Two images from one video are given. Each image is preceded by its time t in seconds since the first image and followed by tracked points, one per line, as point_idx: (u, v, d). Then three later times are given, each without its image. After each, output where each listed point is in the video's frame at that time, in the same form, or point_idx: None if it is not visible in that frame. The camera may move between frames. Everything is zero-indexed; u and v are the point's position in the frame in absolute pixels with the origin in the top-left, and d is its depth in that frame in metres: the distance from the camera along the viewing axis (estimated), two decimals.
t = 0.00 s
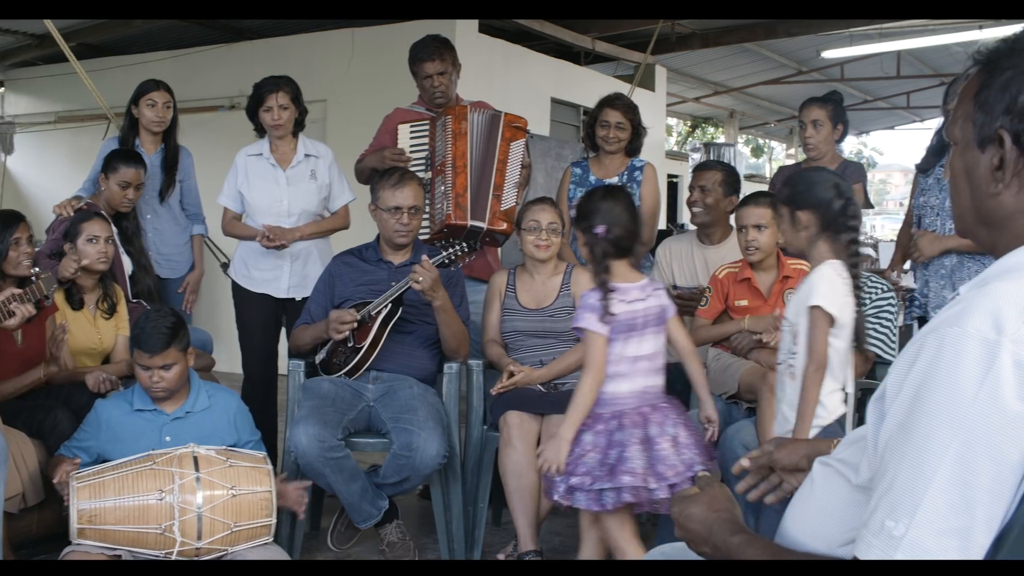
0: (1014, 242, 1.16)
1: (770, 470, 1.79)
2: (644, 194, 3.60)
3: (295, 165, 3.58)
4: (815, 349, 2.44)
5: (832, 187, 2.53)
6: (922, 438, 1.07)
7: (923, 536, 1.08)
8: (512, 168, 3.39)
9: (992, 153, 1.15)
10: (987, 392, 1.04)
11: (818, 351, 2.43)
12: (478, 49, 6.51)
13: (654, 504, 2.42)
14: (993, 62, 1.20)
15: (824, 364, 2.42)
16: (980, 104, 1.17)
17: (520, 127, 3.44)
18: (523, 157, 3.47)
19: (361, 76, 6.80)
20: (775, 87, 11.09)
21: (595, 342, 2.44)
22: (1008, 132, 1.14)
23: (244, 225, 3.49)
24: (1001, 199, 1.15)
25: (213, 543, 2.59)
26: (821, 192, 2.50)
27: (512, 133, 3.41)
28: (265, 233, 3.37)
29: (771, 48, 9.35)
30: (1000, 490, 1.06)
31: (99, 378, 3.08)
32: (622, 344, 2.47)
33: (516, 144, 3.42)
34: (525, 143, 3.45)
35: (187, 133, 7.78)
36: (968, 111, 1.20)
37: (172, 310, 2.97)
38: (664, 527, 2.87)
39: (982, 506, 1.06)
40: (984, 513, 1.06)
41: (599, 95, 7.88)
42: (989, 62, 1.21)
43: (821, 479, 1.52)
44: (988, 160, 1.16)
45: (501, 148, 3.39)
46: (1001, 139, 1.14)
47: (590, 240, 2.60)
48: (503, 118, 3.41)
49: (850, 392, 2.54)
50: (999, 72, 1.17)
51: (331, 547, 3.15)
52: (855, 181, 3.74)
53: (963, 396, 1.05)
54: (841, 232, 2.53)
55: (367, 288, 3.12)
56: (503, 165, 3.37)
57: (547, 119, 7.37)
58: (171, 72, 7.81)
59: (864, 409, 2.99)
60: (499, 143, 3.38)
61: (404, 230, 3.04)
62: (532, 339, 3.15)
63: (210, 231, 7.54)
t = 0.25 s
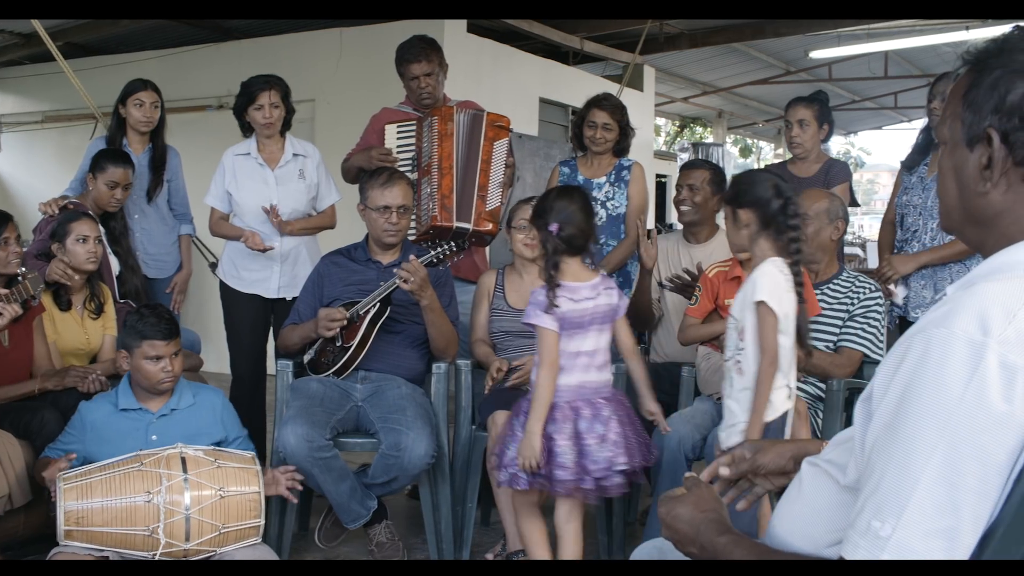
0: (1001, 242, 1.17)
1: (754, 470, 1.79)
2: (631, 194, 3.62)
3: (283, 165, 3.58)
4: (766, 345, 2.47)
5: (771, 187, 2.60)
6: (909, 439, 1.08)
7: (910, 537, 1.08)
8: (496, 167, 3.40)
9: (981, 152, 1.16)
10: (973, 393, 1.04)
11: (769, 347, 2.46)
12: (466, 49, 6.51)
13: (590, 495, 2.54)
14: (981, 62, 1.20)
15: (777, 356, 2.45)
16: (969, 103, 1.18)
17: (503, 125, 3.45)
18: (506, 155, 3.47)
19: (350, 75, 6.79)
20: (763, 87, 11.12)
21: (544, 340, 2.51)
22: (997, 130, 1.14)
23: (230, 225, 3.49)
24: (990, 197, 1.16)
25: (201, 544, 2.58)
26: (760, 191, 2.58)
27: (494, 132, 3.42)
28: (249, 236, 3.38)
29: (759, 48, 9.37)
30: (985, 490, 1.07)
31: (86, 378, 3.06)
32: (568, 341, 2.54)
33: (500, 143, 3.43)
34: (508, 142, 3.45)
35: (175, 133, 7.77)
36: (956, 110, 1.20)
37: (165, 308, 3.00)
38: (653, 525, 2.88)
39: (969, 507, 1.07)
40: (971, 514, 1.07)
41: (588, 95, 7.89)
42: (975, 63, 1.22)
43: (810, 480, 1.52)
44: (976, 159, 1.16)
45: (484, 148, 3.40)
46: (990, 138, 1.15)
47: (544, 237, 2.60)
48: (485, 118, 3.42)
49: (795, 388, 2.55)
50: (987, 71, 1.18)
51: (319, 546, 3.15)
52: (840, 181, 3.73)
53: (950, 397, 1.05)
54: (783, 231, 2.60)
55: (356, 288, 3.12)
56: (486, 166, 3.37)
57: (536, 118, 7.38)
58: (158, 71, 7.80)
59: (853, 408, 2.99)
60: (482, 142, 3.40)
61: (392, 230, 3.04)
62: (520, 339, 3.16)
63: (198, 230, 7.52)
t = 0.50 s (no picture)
0: (989, 241, 1.19)
1: (746, 478, 1.78)
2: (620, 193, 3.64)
3: (272, 165, 3.58)
4: (696, 339, 2.45)
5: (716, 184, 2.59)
6: (895, 439, 1.08)
7: (897, 538, 1.08)
8: (479, 165, 3.39)
9: (968, 152, 1.17)
10: (960, 394, 1.05)
11: (698, 340, 2.44)
12: (455, 49, 6.51)
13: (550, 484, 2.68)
14: (968, 61, 1.19)
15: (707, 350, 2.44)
16: (955, 103, 1.18)
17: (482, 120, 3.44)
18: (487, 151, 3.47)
19: (339, 75, 6.79)
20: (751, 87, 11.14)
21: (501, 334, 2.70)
22: (983, 131, 1.16)
23: (220, 224, 3.49)
24: (977, 197, 1.18)
25: (187, 545, 2.58)
26: (704, 187, 2.58)
27: (473, 129, 3.41)
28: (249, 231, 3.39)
29: (748, 48, 9.39)
30: (971, 491, 1.07)
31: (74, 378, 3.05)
32: (524, 336, 2.72)
33: (479, 139, 3.42)
34: (488, 137, 3.45)
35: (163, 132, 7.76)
36: (943, 109, 1.20)
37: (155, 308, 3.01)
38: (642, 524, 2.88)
39: (955, 507, 1.08)
40: (957, 514, 1.08)
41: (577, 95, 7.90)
42: (960, 62, 1.21)
43: (799, 479, 1.52)
44: (963, 159, 1.18)
45: (465, 145, 3.38)
46: (976, 139, 1.16)
47: (515, 237, 2.77)
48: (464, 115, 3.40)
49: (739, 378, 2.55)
50: (973, 70, 1.18)
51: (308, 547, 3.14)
52: (828, 179, 3.77)
53: (937, 397, 1.06)
54: (727, 226, 2.56)
55: (344, 288, 3.12)
56: (469, 164, 3.36)
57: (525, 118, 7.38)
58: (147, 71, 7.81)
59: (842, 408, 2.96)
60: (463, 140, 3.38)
61: (381, 231, 3.04)
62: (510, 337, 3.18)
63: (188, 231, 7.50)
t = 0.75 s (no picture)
0: (976, 241, 1.20)
1: (738, 490, 1.79)
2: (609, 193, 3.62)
3: (263, 164, 3.58)
4: (623, 334, 2.69)
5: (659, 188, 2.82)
6: (884, 439, 1.08)
7: (886, 537, 1.09)
8: (469, 164, 3.40)
9: (954, 152, 1.18)
10: (949, 394, 1.05)
11: (624, 335, 2.67)
12: (445, 49, 6.51)
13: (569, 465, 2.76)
14: (956, 62, 1.21)
15: (630, 345, 2.66)
16: (942, 103, 1.20)
17: (470, 120, 3.45)
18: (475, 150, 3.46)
19: (329, 75, 6.78)
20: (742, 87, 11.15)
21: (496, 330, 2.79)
22: (969, 131, 1.16)
23: (211, 224, 3.46)
24: (963, 196, 1.19)
25: (180, 545, 2.56)
26: (646, 189, 2.82)
27: (462, 127, 3.42)
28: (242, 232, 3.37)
29: (738, 48, 9.41)
30: (960, 490, 1.08)
31: (64, 380, 3.03)
32: (520, 329, 2.82)
33: (468, 137, 3.43)
34: (476, 135, 3.46)
35: (152, 132, 7.75)
36: (932, 109, 1.22)
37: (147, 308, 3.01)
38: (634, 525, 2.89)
39: (943, 507, 1.08)
40: (945, 513, 1.08)
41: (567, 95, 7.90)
42: (949, 63, 1.23)
43: (789, 479, 1.52)
44: (950, 159, 1.19)
45: (454, 144, 3.39)
46: (962, 138, 1.17)
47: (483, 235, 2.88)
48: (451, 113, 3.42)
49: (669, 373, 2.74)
50: (960, 71, 1.19)
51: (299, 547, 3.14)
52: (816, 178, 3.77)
53: (926, 397, 1.06)
54: (666, 229, 2.78)
55: (335, 288, 3.12)
56: (458, 161, 3.37)
57: (515, 118, 7.38)
58: (136, 70, 7.79)
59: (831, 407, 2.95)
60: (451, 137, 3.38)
61: (370, 231, 3.04)
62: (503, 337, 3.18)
63: (178, 230, 7.48)
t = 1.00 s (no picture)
0: (965, 240, 1.20)
1: (734, 488, 1.79)
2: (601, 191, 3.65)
3: (256, 165, 3.57)
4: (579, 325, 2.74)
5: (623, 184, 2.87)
6: (876, 438, 1.09)
7: (878, 536, 1.08)
8: (465, 167, 3.42)
9: (945, 153, 1.19)
10: (938, 393, 1.05)
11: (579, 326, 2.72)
12: (437, 49, 6.51)
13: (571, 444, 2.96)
14: (945, 63, 1.22)
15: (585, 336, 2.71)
16: (932, 104, 1.20)
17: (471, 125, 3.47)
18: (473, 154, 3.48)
19: (322, 75, 6.77)
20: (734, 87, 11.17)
21: (523, 307, 2.87)
22: (959, 132, 1.17)
23: (203, 224, 3.48)
24: (953, 197, 1.19)
25: (171, 543, 2.56)
26: (609, 186, 2.87)
27: (462, 132, 3.44)
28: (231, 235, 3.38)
29: (730, 48, 9.42)
30: (950, 489, 1.08)
31: (55, 380, 3.02)
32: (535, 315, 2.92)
33: (467, 142, 3.45)
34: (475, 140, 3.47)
35: (144, 132, 7.74)
36: (923, 110, 1.23)
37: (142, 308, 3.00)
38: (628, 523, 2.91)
39: (934, 506, 1.08)
40: (936, 512, 1.08)
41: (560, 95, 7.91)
42: (938, 65, 1.23)
43: (779, 479, 1.52)
44: (940, 159, 1.19)
45: (452, 148, 3.41)
46: (952, 139, 1.18)
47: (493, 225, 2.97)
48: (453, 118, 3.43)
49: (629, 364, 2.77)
50: (949, 72, 1.20)
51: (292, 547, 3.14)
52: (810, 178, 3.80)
53: (916, 396, 1.06)
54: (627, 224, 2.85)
55: (327, 288, 3.12)
56: (456, 166, 3.39)
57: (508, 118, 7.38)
58: (128, 70, 7.78)
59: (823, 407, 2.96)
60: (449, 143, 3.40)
61: (362, 231, 3.04)
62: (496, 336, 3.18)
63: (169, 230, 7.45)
